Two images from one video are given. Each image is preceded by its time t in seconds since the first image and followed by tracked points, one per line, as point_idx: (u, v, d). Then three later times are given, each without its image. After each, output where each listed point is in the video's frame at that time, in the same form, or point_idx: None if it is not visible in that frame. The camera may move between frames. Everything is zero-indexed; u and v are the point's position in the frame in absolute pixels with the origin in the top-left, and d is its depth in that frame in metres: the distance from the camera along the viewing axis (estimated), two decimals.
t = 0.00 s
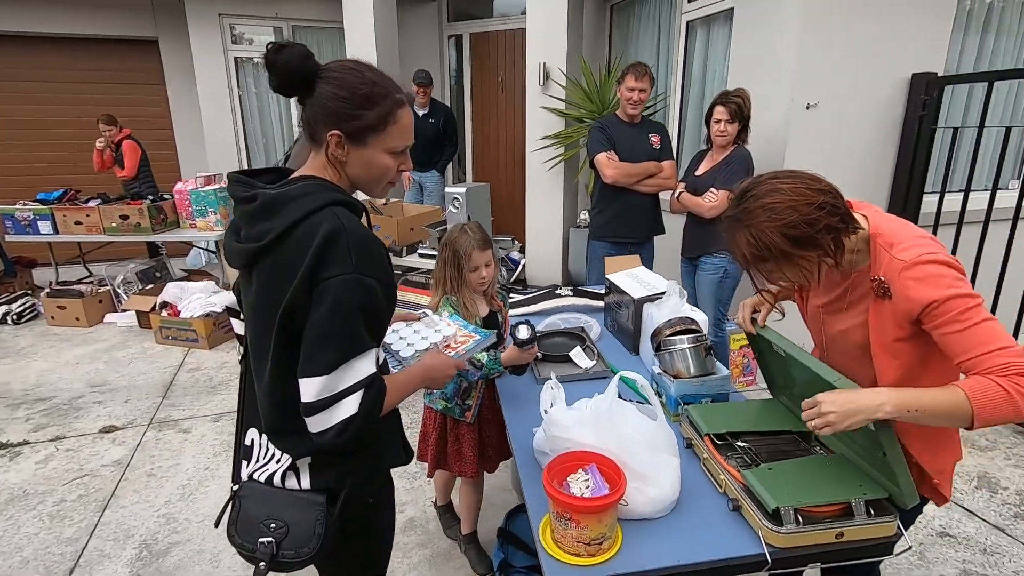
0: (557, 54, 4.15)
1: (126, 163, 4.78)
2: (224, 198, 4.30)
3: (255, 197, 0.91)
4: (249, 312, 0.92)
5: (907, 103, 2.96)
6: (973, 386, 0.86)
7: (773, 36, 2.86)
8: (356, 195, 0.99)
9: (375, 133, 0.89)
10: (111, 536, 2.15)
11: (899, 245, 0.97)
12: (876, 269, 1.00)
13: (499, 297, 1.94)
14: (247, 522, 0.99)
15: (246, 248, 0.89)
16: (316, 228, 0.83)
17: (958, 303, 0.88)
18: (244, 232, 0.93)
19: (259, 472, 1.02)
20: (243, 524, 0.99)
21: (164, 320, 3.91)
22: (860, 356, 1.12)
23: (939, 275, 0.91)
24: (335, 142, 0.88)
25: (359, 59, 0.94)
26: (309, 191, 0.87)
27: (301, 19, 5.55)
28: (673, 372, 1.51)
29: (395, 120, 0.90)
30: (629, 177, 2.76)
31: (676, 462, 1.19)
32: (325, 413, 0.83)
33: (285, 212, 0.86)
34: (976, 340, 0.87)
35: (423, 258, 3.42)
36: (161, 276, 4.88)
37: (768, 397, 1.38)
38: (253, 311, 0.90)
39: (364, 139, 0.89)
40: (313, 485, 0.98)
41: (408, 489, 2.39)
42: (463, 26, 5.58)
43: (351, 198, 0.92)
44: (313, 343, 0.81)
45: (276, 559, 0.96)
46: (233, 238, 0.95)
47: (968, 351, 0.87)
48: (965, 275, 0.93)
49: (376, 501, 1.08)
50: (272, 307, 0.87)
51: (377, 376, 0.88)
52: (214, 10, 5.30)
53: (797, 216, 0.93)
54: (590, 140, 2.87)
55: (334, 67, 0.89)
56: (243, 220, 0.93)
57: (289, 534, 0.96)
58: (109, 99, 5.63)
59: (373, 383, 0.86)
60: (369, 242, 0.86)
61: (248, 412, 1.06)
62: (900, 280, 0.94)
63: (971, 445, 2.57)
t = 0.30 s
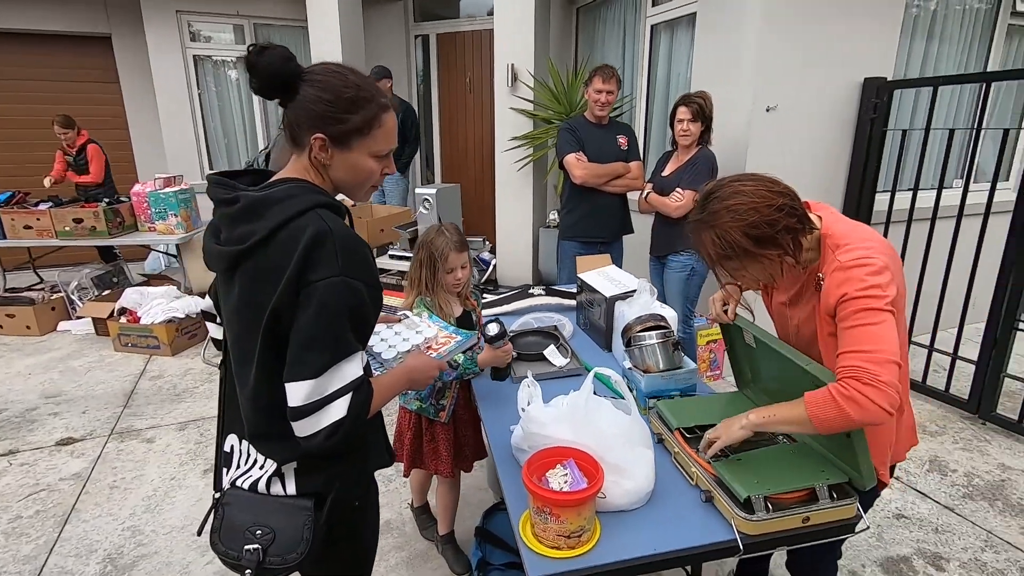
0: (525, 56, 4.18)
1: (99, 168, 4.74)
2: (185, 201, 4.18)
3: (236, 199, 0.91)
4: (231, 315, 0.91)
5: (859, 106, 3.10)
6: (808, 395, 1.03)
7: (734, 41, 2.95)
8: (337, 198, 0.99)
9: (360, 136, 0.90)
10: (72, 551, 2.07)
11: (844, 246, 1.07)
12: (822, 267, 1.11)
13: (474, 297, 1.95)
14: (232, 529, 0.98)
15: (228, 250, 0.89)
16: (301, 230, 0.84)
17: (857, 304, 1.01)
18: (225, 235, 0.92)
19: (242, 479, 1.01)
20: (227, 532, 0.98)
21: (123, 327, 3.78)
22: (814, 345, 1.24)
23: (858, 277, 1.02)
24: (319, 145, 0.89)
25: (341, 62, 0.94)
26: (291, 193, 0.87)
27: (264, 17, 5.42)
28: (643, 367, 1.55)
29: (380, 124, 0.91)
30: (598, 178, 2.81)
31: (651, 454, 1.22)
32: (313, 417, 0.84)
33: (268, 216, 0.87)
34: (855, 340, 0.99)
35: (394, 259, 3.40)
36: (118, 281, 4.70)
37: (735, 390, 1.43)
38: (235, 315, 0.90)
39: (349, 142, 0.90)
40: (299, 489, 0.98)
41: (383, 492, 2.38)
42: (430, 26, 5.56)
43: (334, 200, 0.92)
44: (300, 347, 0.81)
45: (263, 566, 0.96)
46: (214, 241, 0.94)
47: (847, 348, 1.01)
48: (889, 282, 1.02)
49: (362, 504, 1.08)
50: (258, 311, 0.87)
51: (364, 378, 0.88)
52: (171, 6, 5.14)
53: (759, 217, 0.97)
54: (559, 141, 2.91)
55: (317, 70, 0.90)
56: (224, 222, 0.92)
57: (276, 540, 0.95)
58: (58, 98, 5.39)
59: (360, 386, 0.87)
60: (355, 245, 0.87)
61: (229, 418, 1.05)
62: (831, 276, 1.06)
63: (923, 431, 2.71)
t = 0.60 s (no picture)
0: (498, 62, 4.21)
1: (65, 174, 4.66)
2: (150, 206, 4.08)
3: (215, 206, 0.90)
4: (210, 323, 0.90)
5: (820, 114, 3.21)
6: (778, 396, 1.07)
7: (702, 50, 3.03)
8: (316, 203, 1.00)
9: (340, 143, 0.90)
10: (33, 570, 2.00)
11: (804, 245, 1.12)
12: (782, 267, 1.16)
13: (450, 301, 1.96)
14: (214, 540, 0.96)
15: (206, 258, 0.88)
16: (282, 237, 0.84)
17: (819, 302, 1.05)
18: (203, 243, 0.92)
19: (224, 489, 1.00)
20: (209, 544, 0.97)
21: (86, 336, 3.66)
22: (777, 344, 1.29)
23: (818, 276, 1.07)
24: (297, 152, 0.89)
25: (319, 68, 0.95)
26: (270, 200, 0.87)
27: (232, 19, 5.32)
28: (618, 368, 1.58)
29: (359, 130, 0.91)
30: (571, 184, 2.85)
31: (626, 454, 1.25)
32: (299, 424, 0.83)
33: (248, 222, 0.86)
34: (817, 337, 1.04)
35: (368, 265, 3.38)
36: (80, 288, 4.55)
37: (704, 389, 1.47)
38: (214, 323, 0.89)
39: (328, 149, 0.90)
40: (283, 498, 0.97)
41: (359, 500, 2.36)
42: (402, 31, 5.55)
43: (314, 206, 0.92)
44: (284, 354, 0.81)
45: None
46: (191, 248, 0.94)
47: (810, 345, 1.05)
48: (848, 279, 1.07)
49: (344, 510, 1.08)
50: (239, 318, 0.86)
51: (348, 383, 0.89)
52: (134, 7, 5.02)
53: (711, 228, 1.02)
54: (533, 146, 2.94)
55: (295, 77, 0.90)
56: (201, 229, 0.92)
57: (261, 549, 0.94)
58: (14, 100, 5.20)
59: (343, 391, 0.87)
60: (337, 250, 0.87)
61: (207, 427, 1.04)
62: (793, 275, 1.11)
63: (884, 427, 2.81)
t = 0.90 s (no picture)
0: (476, 69, 4.24)
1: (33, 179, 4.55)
2: (122, 212, 3.99)
3: (196, 212, 0.90)
4: (189, 330, 0.89)
5: (791, 123, 3.30)
6: (747, 394, 1.10)
7: (677, 60, 3.09)
8: (297, 210, 0.99)
9: (322, 149, 0.90)
10: None
11: (772, 248, 1.15)
12: (752, 269, 1.19)
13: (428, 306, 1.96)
14: (190, 551, 0.95)
15: (185, 264, 0.87)
16: (265, 243, 0.84)
17: (786, 302, 1.09)
18: (183, 249, 0.91)
19: (201, 499, 0.99)
20: (184, 555, 0.95)
21: (53, 346, 3.56)
22: (749, 346, 1.32)
23: (785, 276, 1.11)
24: (280, 159, 0.89)
25: (300, 76, 0.95)
26: (252, 206, 0.87)
27: (208, 23, 5.24)
28: (596, 373, 1.60)
29: (341, 137, 0.92)
30: (549, 191, 2.88)
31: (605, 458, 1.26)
32: (280, 431, 0.83)
33: (229, 229, 0.86)
34: (784, 336, 1.08)
35: (347, 271, 3.36)
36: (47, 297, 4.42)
37: (681, 393, 1.50)
38: (193, 330, 0.89)
39: (311, 156, 0.90)
40: (262, 507, 0.97)
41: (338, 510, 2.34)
42: (380, 37, 5.55)
43: (296, 212, 0.92)
44: (265, 361, 0.80)
45: None
46: (171, 255, 0.93)
47: (778, 344, 1.09)
48: (813, 280, 1.11)
49: (325, 518, 1.07)
50: (220, 325, 0.85)
51: (329, 390, 0.89)
52: (105, 10, 4.93)
53: (677, 235, 1.06)
54: (512, 153, 2.96)
55: (276, 85, 0.91)
56: (181, 234, 0.91)
57: (239, 559, 0.93)
58: None
59: (324, 399, 0.87)
60: (319, 258, 0.88)
61: (185, 437, 1.03)
62: (762, 276, 1.14)
63: (856, 427, 2.88)
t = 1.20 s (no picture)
0: (460, 72, 4.24)
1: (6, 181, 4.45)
2: (99, 214, 3.92)
3: (179, 214, 0.89)
4: (172, 333, 0.88)
5: (772, 127, 3.36)
6: (728, 395, 1.11)
7: (660, 65, 3.13)
8: (282, 213, 0.99)
9: (310, 152, 0.90)
10: None
11: (753, 250, 1.17)
12: (733, 271, 1.21)
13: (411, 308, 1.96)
14: (171, 557, 0.93)
15: (168, 267, 0.87)
16: (250, 246, 0.83)
17: (766, 304, 1.10)
18: (166, 252, 0.90)
19: (183, 505, 0.97)
20: (164, 562, 0.93)
21: (28, 351, 3.48)
22: (731, 346, 1.34)
23: (765, 278, 1.13)
24: (267, 162, 0.89)
25: (286, 79, 0.95)
26: (238, 209, 0.86)
27: (188, 22, 5.16)
28: (580, 374, 1.61)
29: (329, 140, 0.92)
30: (533, 193, 2.89)
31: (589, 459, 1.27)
32: (262, 435, 0.83)
33: (214, 231, 0.85)
34: (764, 337, 1.09)
35: (331, 274, 3.34)
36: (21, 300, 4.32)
37: (663, 393, 1.51)
38: (176, 333, 0.88)
39: (298, 158, 0.90)
40: (244, 512, 0.96)
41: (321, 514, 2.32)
42: (364, 38, 5.52)
43: (282, 216, 0.92)
44: (250, 364, 0.80)
45: None
46: (155, 257, 0.92)
47: (758, 345, 1.10)
48: (792, 282, 1.13)
49: (309, 522, 1.07)
50: (204, 328, 0.85)
51: (313, 394, 0.88)
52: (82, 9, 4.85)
53: (663, 236, 1.07)
54: (497, 156, 2.97)
55: (263, 88, 0.90)
56: (164, 237, 0.90)
57: (220, 565, 0.92)
58: None
59: (308, 402, 0.87)
60: (304, 261, 0.87)
61: (166, 441, 1.02)
62: (743, 278, 1.16)
63: (835, 425, 2.93)
